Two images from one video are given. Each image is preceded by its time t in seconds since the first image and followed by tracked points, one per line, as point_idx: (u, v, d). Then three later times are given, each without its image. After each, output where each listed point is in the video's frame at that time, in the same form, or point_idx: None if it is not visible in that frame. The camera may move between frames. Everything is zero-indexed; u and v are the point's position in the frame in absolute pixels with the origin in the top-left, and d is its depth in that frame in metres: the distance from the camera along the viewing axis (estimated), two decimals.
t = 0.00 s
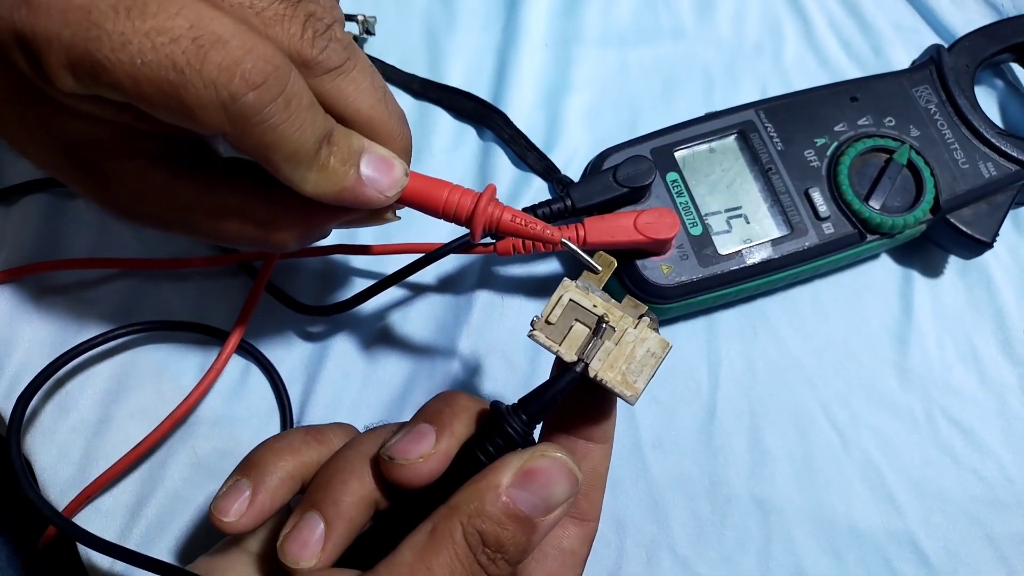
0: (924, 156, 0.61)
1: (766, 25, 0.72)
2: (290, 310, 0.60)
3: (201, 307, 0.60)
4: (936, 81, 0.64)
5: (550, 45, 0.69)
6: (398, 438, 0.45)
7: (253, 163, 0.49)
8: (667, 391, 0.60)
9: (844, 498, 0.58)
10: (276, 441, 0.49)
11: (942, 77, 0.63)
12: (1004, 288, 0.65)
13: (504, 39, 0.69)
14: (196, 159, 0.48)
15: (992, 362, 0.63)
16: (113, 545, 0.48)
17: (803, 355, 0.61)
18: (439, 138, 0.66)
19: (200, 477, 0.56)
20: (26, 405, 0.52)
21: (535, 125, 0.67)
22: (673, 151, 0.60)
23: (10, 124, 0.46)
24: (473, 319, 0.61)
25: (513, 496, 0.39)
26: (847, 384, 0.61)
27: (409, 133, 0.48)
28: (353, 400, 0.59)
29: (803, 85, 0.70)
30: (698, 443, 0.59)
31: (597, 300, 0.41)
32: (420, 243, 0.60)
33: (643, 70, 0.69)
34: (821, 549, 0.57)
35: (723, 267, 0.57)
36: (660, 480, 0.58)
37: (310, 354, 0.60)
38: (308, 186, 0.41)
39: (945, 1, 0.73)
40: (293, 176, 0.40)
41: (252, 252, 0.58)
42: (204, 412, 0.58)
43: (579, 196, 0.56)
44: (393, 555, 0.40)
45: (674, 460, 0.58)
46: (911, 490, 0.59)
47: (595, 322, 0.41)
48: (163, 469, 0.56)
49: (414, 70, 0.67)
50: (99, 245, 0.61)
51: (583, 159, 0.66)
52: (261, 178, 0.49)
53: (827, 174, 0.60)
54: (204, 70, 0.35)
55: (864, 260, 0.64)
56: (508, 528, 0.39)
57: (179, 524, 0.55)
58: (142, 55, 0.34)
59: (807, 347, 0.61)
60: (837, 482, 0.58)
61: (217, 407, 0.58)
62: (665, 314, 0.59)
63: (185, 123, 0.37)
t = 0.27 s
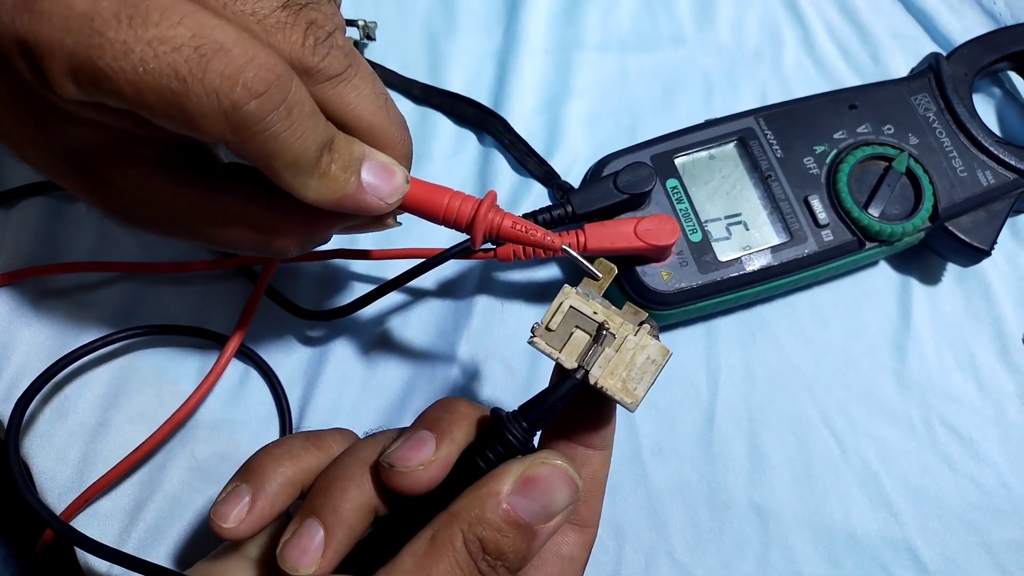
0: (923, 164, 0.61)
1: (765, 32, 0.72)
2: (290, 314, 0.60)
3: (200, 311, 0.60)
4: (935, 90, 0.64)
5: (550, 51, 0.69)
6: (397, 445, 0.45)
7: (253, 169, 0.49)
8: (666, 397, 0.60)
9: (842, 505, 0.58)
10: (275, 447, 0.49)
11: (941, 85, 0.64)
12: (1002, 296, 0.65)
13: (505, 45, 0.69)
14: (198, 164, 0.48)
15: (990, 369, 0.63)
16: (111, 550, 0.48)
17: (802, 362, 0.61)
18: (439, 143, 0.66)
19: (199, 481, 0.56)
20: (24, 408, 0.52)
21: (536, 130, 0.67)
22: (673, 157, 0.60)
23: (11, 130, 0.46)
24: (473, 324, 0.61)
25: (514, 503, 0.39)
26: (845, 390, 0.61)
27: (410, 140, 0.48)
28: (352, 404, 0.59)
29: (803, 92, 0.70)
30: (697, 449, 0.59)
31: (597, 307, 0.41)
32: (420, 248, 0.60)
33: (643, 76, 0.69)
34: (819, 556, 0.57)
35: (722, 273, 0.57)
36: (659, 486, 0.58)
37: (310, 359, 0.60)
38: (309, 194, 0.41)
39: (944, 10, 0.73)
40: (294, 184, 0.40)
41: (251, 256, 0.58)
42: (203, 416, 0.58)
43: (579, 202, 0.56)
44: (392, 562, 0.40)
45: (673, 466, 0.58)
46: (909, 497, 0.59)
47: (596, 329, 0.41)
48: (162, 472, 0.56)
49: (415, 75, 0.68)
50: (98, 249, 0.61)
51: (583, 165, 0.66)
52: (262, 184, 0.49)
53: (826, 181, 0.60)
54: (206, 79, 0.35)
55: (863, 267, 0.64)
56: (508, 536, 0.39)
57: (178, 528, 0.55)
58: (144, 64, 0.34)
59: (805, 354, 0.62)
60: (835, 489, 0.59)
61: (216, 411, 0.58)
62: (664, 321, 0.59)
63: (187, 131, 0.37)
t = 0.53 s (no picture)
0: (918, 170, 0.61)
1: (762, 37, 0.72)
2: (285, 317, 0.60)
3: (195, 315, 0.60)
4: (931, 95, 0.64)
5: (547, 55, 0.69)
6: (389, 450, 0.45)
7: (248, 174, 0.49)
8: (661, 401, 0.60)
9: (837, 511, 0.58)
10: (269, 451, 0.49)
11: (937, 90, 0.64)
12: (997, 301, 0.65)
13: (502, 48, 0.69)
14: (192, 171, 0.48)
15: (985, 374, 0.63)
16: (104, 553, 0.48)
17: (798, 367, 0.61)
18: (435, 146, 0.66)
19: (193, 483, 0.56)
20: (18, 411, 0.52)
21: (532, 134, 0.67)
22: (669, 162, 0.60)
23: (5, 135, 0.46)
24: (468, 327, 0.61)
25: (506, 509, 0.39)
26: (840, 395, 0.61)
27: (404, 146, 0.48)
28: (346, 407, 0.59)
29: (800, 97, 0.70)
30: (691, 454, 0.59)
31: (591, 312, 0.41)
32: (416, 251, 0.60)
33: (640, 80, 0.69)
34: (814, 561, 0.57)
35: (717, 278, 0.57)
36: (654, 491, 0.58)
37: (305, 362, 0.60)
38: (302, 201, 0.41)
39: (941, 15, 0.74)
40: (287, 191, 0.40)
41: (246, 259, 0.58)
42: (197, 419, 0.58)
43: (574, 206, 0.56)
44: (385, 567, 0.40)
45: (668, 471, 0.58)
46: (903, 502, 0.59)
47: (589, 334, 0.41)
48: (156, 475, 0.56)
49: (411, 77, 0.68)
50: (94, 251, 0.61)
51: (579, 169, 0.66)
52: (256, 189, 0.49)
53: (822, 186, 0.60)
54: (200, 87, 0.35)
55: (858, 272, 0.64)
56: (500, 541, 0.39)
57: (171, 531, 0.55)
58: (137, 71, 0.34)
59: (801, 359, 0.62)
60: (830, 493, 0.59)
61: (210, 414, 0.58)
62: (659, 325, 0.59)
63: (181, 138, 0.37)
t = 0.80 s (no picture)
0: (906, 181, 0.61)
1: (751, 49, 0.73)
2: (276, 330, 0.60)
3: (186, 329, 0.60)
4: (919, 107, 0.64)
5: (538, 68, 0.70)
6: (378, 465, 0.45)
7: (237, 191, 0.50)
8: (651, 413, 0.60)
9: (827, 522, 0.58)
10: (259, 465, 0.49)
11: (924, 102, 0.64)
12: (986, 311, 0.65)
13: (492, 61, 0.70)
14: (181, 187, 0.48)
15: (974, 385, 0.63)
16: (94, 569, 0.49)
17: (787, 378, 0.62)
18: (426, 159, 0.66)
19: (184, 497, 0.56)
20: (9, 426, 0.52)
21: (522, 146, 0.67)
22: (658, 174, 0.61)
23: None
24: (458, 340, 0.61)
25: (494, 524, 0.39)
26: (830, 406, 0.61)
27: (392, 163, 0.49)
28: (337, 421, 0.59)
29: (789, 108, 0.70)
30: (681, 465, 0.59)
31: (578, 326, 0.41)
32: (406, 264, 0.60)
33: (630, 92, 0.70)
34: (803, 572, 0.57)
35: (706, 290, 0.57)
36: (644, 502, 0.58)
37: (296, 375, 0.60)
38: (289, 220, 0.41)
39: (929, 26, 0.74)
40: (275, 210, 0.40)
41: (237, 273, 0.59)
42: (189, 432, 0.58)
43: (564, 219, 0.56)
44: None
45: (658, 483, 0.58)
46: (892, 512, 0.59)
47: (576, 349, 0.41)
48: (147, 489, 0.56)
49: (402, 91, 0.68)
50: (86, 265, 0.61)
51: (569, 181, 0.66)
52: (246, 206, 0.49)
53: (810, 198, 0.61)
54: (186, 110, 0.35)
55: (847, 283, 0.64)
56: (489, 556, 0.39)
57: (162, 545, 0.55)
58: (124, 94, 0.35)
59: (790, 370, 0.62)
60: (820, 504, 0.59)
61: (201, 427, 0.58)
62: (648, 337, 0.59)
63: (168, 159, 0.37)
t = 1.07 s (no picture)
0: (904, 182, 0.61)
1: (750, 51, 0.73)
2: (277, 333, 0.60)
3: (188, 332, 0.61)
4: (916, 108, 0.65)
5: (537, 71, 0.70)
6: (380, 467, 0.45)
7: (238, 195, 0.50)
8: (651, 413, 0.60)
9: (827, 521, 0.59)
10: (261, 467, 0.50)
11: (922, 104, 0.65)
12: (985, 310, 0.66)
13: (492, 64, 0.70)
14: (183, 191, 0.49)
15: (973, 384, 0.63)
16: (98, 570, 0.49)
17: (787, 378, 0.62)
18: (427, 162, 0.67)
19: (187, 499, 0.57)
20: (12, 428, 0.53)
21: (522, 149, 0.68)
22: (657, 176, 0.61)
23: None
24: (459, 341, 0.61)
25: (495, 524, 0.39)
26: (830, 406, 0.61)
27: (392, 167, 0.49)
28: (339, 422, 0.59)
29: (787, 110, 0.71)
30: (681, 465, 0.59)
31: (577, 327, 0.42)
32: (407, 267, 0.60)
33: (630, 95, 0.70)
34: (804, 571, 0.57)
35: (705, 291, 0.57)
36: (645, 503, 0.58)
37: (297, 377, 0.60)
38: (290, 224, 0.41)
39: (927, 28, 0.74)
40: (276, 215, 0.41)
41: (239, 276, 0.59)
42: (192, 434, 0.58)
43: (563, 221, 0.57)
44: None
45: (659, 483, 0.58)
46: (893, 512, 0.59)
47: (576, 350, 0.41)
48: (150, 491, 0.56)
49: (403, 94, 0.68)
50: (89, 269, 0.62)
51: (569, 183, 0.66)
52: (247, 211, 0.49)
53: (809, 199, 0.61)
54: (187, 116, 0.35)
55: (846, 284, 0.64)
56: (490, 557, 0.39)
57: (165, 547, 0.55)
58: (126, 101, 0.35)
59: (790, 370, 0.62)
60: (820, 504, 0.59)
61: (203, 430, 0.58)
62: (648, 338, 0.60)
63: (170, 165, 0.38)
